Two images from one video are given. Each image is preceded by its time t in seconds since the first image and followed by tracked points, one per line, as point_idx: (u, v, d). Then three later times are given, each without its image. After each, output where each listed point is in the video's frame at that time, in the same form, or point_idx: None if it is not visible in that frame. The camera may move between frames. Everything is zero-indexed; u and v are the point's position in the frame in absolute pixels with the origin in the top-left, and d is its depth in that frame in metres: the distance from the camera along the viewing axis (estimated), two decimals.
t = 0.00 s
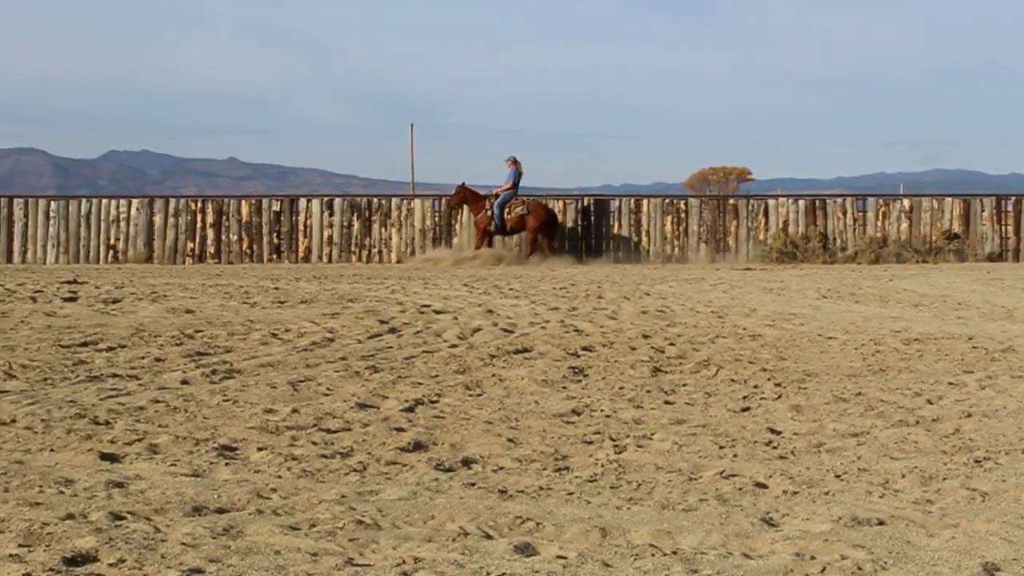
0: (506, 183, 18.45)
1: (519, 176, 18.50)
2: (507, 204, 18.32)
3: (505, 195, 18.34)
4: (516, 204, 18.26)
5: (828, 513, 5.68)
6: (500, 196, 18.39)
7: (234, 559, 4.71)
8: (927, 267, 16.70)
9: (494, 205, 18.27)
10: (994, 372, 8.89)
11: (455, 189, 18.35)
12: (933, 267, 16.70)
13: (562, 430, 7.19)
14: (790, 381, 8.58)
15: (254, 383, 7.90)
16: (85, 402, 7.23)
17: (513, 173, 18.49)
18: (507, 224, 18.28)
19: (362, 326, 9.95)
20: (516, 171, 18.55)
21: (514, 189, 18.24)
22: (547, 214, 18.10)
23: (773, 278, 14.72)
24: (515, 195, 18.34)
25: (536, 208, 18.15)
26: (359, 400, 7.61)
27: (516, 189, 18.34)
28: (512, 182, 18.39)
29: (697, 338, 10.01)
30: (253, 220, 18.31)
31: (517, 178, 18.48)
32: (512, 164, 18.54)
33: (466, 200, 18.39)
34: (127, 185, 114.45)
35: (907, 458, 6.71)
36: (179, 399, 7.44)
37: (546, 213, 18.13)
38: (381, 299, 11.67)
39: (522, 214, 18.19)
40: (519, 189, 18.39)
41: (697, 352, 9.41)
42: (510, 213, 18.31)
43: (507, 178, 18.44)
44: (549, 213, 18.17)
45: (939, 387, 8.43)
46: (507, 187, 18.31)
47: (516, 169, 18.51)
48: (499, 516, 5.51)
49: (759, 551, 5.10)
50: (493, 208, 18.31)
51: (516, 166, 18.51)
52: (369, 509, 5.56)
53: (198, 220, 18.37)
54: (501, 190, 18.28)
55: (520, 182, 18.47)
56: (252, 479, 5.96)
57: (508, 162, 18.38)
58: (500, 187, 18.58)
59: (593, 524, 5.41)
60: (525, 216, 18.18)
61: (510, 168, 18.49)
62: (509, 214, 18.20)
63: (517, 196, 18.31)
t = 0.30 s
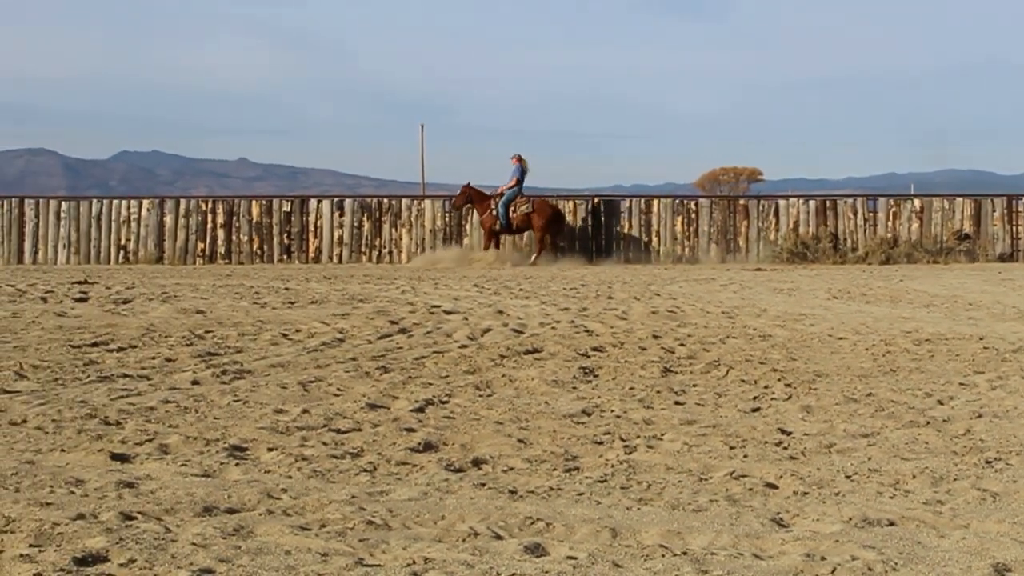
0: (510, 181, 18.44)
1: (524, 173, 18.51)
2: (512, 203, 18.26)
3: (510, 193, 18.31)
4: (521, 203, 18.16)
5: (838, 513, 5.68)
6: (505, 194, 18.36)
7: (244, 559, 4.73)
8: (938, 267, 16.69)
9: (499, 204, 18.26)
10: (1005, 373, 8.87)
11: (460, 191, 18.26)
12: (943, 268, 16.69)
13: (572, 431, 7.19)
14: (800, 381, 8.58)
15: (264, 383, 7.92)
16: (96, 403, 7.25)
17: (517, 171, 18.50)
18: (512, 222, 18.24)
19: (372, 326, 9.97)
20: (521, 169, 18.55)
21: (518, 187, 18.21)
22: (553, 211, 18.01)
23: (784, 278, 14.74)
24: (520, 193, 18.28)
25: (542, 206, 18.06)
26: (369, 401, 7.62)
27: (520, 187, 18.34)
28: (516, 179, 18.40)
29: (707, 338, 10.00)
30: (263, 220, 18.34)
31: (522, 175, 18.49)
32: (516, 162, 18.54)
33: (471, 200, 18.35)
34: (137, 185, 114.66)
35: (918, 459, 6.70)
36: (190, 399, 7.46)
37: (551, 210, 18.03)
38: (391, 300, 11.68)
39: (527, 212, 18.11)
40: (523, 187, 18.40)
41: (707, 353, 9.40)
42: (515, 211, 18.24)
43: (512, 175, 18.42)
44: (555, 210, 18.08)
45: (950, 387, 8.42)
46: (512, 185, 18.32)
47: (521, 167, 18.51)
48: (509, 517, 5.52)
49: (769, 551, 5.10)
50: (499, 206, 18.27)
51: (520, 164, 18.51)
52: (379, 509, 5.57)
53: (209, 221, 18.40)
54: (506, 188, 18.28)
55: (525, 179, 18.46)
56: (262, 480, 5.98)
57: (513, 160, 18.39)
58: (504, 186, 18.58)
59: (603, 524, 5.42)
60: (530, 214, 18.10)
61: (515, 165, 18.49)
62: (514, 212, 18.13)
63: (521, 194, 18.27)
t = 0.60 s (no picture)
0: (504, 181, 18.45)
1: (517, 172, 18.51)
2: (507, 202, 18.23)
3: (504, 193, 18.30)
4: (516, 203, 18.14)
5: (837, 513, 5.68)
6: (500, 194, 18.31)
7: (242, 559, 4.72)
8: (937, 267, 16.69)
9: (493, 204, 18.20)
10: (1003, 372, 8.87)
11: (454, 191, 18.33)
12: (942, 268, 16.70)
13: (571, 431, 7.19)
14: (799, 381, 8.58)
15: (262, 383, 7.92)
16: (94, 402, 7.25)
17: (511, 170, 18.49)
18: (508, 222, 18.19)
19: (371, 325, 9.96)
20: (514, 168, 18.55)
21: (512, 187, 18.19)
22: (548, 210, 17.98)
23: (782, 278, 14.72)
24: (515, 192, 18.25)
25: (537, 205, 18.01)
26: (368, 400, 7.62)
27: (514, 186, 18.33)
28: (510, 178, 18.38)
29: (706, 338, 10.00)
30: (262, 219, 18.34)
31: (515, 175, 18.49)
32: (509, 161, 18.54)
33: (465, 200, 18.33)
34: (136, 184, 114.60)
35: (916, 459, 6.70)
36: (188, 399, 7.46)
37: (547, 208, 17.98)
38: (390, 299, 11.67)
39: (522, 212, 18.06)
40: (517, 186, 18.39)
41: (705, 352, 9.40)
42: (509, 211, 18.21)
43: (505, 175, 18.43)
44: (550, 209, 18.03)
45: (948, 387, 8.41)
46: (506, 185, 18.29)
47: (514, 166, 18.50)
48: (508, 516, 5.51)
49: (768, 551, 5.10)
50: (493, 206, 18.24)
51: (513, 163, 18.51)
52: (377, 509, 5.57)
53: (207, 220, 18.38)
54: (500, 188, 18.28)
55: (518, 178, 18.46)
56: (260, 479, 5.97)
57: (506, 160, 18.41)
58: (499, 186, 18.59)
59: (601, 524, 5.42)
60: (526, 214, 18.05)
61: (507, 165, 18.48)
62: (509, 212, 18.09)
63: (516, 193, 18.24)
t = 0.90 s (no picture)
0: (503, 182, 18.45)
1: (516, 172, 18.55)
2: (506, 203, 18.31)
3: (503, 194, 18.36)
4: (515, 203, 18.25)
5: (839, 514, 5.67)
6: (500, 194, 18.34)
7: (244, 560, 4.72)
8: (939, 267, 16.70)
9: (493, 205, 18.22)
10: (1006, 373, 8.87)
11: (455, 190, 18.24)
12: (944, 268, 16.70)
13: (573, 432, 7.18)
14: (801, 381, 8.58)
15: (265, 383, 7.92)
16: (96, 403, 7.25)
17: (509, 171, 18.52)
18: (507, 223, 18.29)
19: (373, 326, 9.96)
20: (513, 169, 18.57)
21: (512, 188, 18.26)
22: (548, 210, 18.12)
23: (785, 278, 14.73)
24: (514, 193, 18.33)
25: (537, 205, 18.16)
26: (370, 401, 7.62)
27: (513, 187, 18.36)
28: (509, 180, 18.39)
29: (708, 338, 10.00)
30: (265, 220, 18.34)
31: (514, 176, 18.50)
32: (507, 162, 18.59)
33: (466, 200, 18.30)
34: (138, 184, 114.62)
35: (919, 460, 6.70)
36: (190, 399, 7.46)
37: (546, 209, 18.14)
38: (392, 300, 11.67)
39: (522, 212, 18.20)
40: (517, 186, 18.43)
41: (708, 353, 9.40)
42: (509, 212, 18.31)
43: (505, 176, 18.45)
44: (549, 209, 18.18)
45: (951, 388, 8.42)
46: (507, 186, 18.30)
47: (513, 168, 18.51)
48: (510, 517, 5.51)
49: (770, 552, 5.09)
50: (493, 207, 18.25)
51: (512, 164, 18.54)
52: (380, 509, 5.57)
53: (209, 221, 18.38)
54: (500, 188, 18.28)
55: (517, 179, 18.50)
56: (263, 480, 5.98)
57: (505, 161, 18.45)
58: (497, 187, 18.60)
59: (604, 525, 5.42)
60: (525, 214, 18.19)
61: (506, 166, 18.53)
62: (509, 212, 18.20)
63: (515, 194, 18.32)
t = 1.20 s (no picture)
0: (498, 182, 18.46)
1: (510, 173, 18.53)
2: (502, 203, 18.29)
3: (499, 194, 18.34)
4: (512, 203, 18.23)
5: (837, 514, 5.67)
6: (495, 195, 18.34)
7: (241, 560, 4.72)
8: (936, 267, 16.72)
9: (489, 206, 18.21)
10: (1003, 373, 8.89)
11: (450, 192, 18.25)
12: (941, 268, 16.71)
13: (570, 432, 7.19)
14: (798, 381, 8.59)
15: (262, 383, 7.92)
16: (93, 403, 7.25)
17: (504, 172, 18.51)
18: (504, 223, 18.26)
19: (371, 326, 9.96)
20: (507, 170, 18.57)
21: (507, 188, 18.24)
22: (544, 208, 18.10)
23: (783, 278, 14.75)
24: (510, 193, 18.31)
25: (533, 204, 18.14)
26: (367, 401, 7.63)
27: (509, 187, 18.36)
28: (504, 180, 18.38)
29: (705, 338, 10.01)
30: (262, 220, 18.33)
31: (508, 177, 18.49)
32: (502, 163, 18.58)
33: (462, 201, 18.31)
34: (135, 185, 114.44)
35: (916, 459, 6.70)
36: (188, 399, 7.46)
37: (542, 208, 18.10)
38: (390, 300, 11.67)
39: (519, 212, 18.18)
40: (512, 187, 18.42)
41: (705, 353, 9.41)
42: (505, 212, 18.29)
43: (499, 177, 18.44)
44: (546, 207, 18.16)
45: (948, 388, 8.43)
46: (501, 186, 18.30)
47: (507, 168, 18.52)
48: (507, 517, 5.51)
49: (766, 552, 5.10)
50: (489, 207, 18.25)
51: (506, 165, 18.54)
52: (377, 509, 5.57)
53: (207, 221, 18.38)
54: (496, 189, 18.28)
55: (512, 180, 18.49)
56: (260, 480, 5.98)
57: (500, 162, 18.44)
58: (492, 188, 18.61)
59: (601, 525, 5.42)
60: (522, 214, 18.17)
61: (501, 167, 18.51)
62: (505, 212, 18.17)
63: (511, 194, 18.30)
